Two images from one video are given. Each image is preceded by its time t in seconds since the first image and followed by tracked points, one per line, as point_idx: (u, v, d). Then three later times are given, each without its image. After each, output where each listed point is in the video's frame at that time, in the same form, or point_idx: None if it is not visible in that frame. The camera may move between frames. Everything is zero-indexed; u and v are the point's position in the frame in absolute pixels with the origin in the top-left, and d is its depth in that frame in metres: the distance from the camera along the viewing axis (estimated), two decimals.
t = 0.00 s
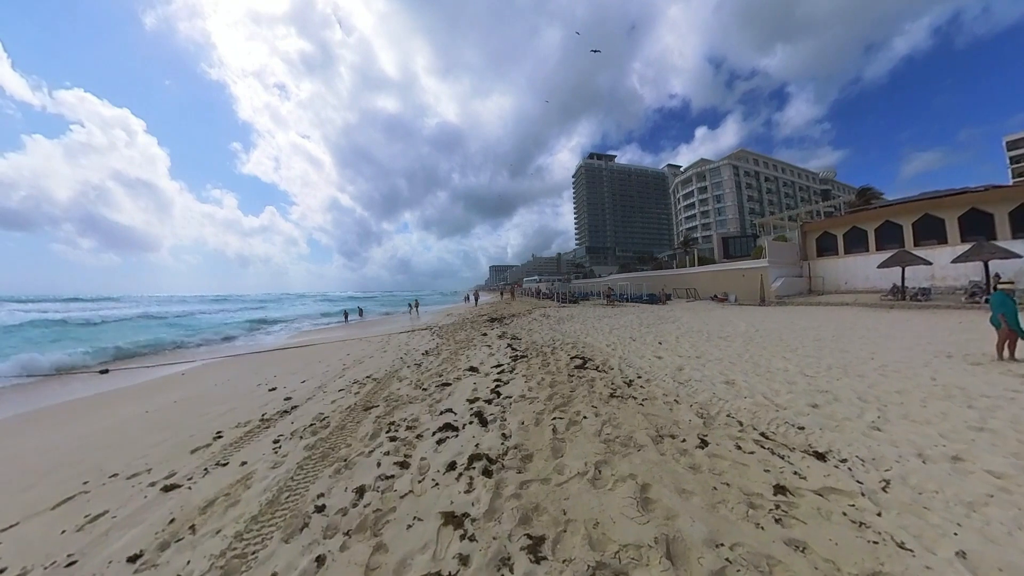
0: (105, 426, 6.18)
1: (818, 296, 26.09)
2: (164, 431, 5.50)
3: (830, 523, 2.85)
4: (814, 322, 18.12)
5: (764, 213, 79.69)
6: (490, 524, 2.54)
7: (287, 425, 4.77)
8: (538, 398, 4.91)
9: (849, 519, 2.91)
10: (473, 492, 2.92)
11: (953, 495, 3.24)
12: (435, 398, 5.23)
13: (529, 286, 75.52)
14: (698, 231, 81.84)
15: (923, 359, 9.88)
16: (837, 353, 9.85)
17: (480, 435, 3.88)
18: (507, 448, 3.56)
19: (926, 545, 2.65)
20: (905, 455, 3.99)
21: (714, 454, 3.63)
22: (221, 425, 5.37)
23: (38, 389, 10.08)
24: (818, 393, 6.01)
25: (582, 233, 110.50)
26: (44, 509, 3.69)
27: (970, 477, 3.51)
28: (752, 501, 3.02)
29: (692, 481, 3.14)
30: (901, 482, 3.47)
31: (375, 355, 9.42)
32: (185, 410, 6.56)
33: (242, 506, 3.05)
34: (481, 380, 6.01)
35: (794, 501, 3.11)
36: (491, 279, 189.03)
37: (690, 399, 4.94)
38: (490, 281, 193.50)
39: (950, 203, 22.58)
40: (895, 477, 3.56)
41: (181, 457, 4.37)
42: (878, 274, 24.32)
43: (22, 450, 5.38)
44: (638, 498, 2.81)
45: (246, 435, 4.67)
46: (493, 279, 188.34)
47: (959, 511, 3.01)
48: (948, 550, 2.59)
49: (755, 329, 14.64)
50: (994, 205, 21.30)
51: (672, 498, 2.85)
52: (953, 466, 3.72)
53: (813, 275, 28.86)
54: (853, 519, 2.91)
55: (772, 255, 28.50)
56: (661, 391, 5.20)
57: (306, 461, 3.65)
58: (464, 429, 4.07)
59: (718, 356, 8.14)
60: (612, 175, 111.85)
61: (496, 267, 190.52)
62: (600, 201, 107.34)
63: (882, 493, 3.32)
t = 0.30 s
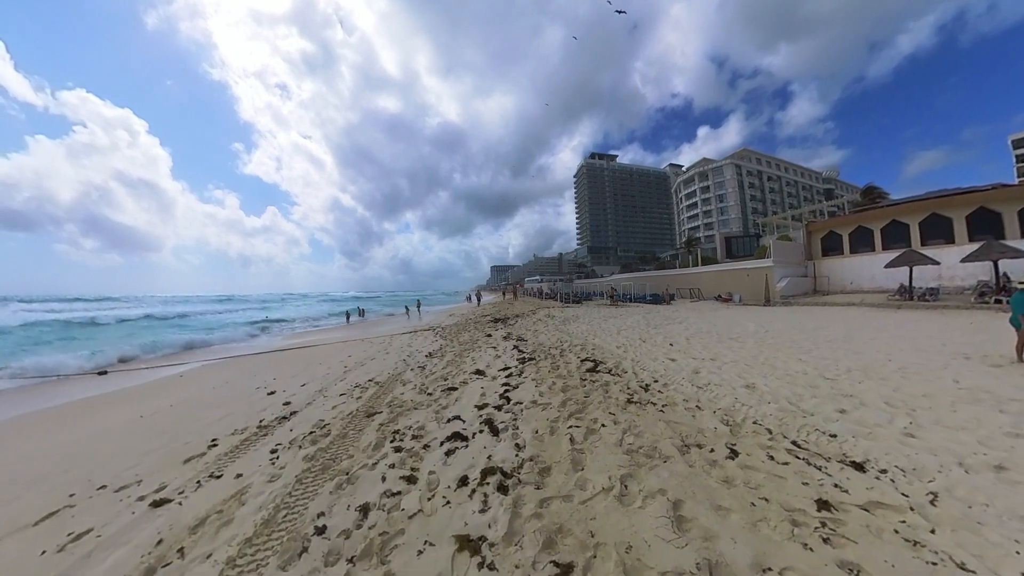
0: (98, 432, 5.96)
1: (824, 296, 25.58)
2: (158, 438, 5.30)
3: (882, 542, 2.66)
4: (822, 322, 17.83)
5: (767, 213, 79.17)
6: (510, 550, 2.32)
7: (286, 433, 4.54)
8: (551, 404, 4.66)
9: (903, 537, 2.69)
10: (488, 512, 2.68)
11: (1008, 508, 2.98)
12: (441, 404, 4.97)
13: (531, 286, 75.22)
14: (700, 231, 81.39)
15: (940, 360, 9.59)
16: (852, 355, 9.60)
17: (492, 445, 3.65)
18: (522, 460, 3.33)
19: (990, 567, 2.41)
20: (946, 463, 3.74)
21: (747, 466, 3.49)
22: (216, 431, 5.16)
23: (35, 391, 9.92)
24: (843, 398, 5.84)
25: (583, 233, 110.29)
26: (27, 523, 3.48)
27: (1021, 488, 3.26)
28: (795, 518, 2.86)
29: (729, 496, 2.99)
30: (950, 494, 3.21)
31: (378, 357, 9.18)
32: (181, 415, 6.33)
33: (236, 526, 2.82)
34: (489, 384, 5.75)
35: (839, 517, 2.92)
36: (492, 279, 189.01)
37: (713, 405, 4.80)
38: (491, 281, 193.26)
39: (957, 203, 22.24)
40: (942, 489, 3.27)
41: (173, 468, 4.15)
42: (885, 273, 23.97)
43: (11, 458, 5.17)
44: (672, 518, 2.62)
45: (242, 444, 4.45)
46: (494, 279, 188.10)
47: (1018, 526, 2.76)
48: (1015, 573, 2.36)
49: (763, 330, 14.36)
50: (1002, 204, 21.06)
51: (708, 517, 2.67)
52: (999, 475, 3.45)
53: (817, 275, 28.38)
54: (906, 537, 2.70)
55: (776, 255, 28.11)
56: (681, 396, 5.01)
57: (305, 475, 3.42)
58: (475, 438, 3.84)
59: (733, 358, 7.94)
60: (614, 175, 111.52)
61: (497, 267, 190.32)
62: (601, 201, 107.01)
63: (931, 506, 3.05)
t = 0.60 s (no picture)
0: (92, 436, 5.77)
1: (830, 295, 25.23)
2: (150, 444, 5.14)
3: (942, 552, 2.47)
4: (829, 321, 17.51)
5: (769, 212, 78.64)
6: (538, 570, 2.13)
7: (286, 439, 4.34)
8: (566, 407, 4.44)
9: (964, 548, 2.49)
10: (508, 528, 2.48)
11: None
12: (449, 407, 4.74)
13: (532, 286, 74.84)
14: (702, 230, 80.92)
15: (959, 359, 9.27)
16: (868, 355, 9.29)
17: (507, 450, 3.45)
18: (541, 469, 3.13)
19: None
20: (991, 465, 3.51)
21: (784, 471, 3.34)
22: (212, 436, 4.96)
23: (30, 392, 9.75)
24: (870, 398, 5.58)
25: (585, 233, 109.61)
26: (12, 536, 3.29)
27: None
28: (844, 528, 2.68)
29: (771, 506, 2.83)
30: (1004, 498, 2.99)
31: (381, 358, 8.95)
32: (178, 419, 6.13)
33: (233, 545, 2.61)
34: (499, 386, 5.52)
35: (891, 526, 2.74)
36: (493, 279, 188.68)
37: (738, 406, 4.61)
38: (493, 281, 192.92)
39: (964, 202, 21.81)
40: (992, 493, 3.05)
41: (164, 477, 3.99)
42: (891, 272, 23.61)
43: None
44: (712, 532, 2.46)
45: (239, 451, 4.26)
46: (495, 279, 187.78)
47: None
48: None
49: (773, 330, 14.02)
50: (1010, 203, 20.52)
51: (751, 528, 2.53)
52: None
53: (822, 274, 27.96)
54: (968, 548, 2.50)
55: (781, 254, 27.73)
56: (702, 397, 4.82)
57: (307, 486, 3.21)
58: (488, 443, 3.62)
59: (747, 358, 7.68)
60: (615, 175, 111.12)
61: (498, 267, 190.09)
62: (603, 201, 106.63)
63: (986, 512, 2.84)
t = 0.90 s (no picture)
0: (80, 440, 5.56)
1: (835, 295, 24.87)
2: (140, 448, 4.95)
3: (1009, 567, 2.25)
4: (835, 321, 17.16)
5: (771, 212, 78.07)
6: None
7: (281, 444, 4.13)
8: (580, 410, 4.21)
9: None
10: (524, 548, 2.25)
11: None
12: (454, 409, 4.50)
13: (532, 286, 74.44)
14: (704, 230, 80.39)
15: (976, 358, 8.95)
16: (883, 354, 8.99)
17: (520, 456, 3.24)
18: (557, 478, 2.93)
19: None
20: None
21: (821, 478, 3.20)
22: (206, 440, 4.76)
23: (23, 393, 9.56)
24: (895, 398, 5.32)
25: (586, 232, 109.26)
26: None
27: None
28: (895, 540, 2.51)
29: (814, 518, 2.69)
30: None
31: (381, 358, 8.71)
32: (170, 421, 5.92)
33: (220, 565, 2.39)
34: (506, 386, 5.27)
35: (947, 536, 2.55)
36: (495, 279, 188.17)
37: (761, 407, 4.43)
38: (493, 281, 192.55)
39: (970, 200, 21.44)
40: None
41: (151, 484, 3.81)
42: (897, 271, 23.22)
43: None
44: (754, 547, 2.30)
45: (232, 456, 4.07)
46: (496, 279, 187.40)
47: None
48: None
49: (781, 329, 13.69)
50: (1015, 201, 20.07)
51: (796, 542, 2.38)
52: None
53: (827, 273, 27.58)
54: None
55: (785, 253, 27.35)
56: (723, 398, 4.61)
57: (302, 499, 2.99)
58: (497, 448, 3.41)
59: (761, 357, 7.42)
60: (616, 175, 110.74)
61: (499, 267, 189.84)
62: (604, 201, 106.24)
63: None
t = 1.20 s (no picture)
0: (69, 446, 5.37)
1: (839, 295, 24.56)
2: (130, 455, 4.74)
3: None
4: (840, 321, 16.87)
5: (773, 211, 77.64)
6: None
7: (275, 452, 3.93)
8: (592, 417, 3.99)
9: None
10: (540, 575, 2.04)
11: None
12: (457, 415, 4.28)
13: (533, 286, 74.16)
14: (706, 229, 80.01)
15: (993, 360, 8.65)
16: (897, 356, 8.70)
17: (531, 468, 3.02)
18: (572, 493, 2.72)
19: None
20: None
21: (857, 491, 2.98)
22: (198, 448, 4.56)
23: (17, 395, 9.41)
24: (919, 402, 5.07)
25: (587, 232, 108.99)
26: None
27: None
28: (947, 560, 2.29)
29: (856, 535, 2.47)
30: None
31: (382, 359, 8.49)
32: (163, 425, 5.71)
33: None
34: (511, 390, 5.05)
35: (1002, 556, 2.33)
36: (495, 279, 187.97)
37: (784, 413, 4.21)
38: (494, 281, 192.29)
39: (976, 199, 21.12)
40: None
41: (139, 497, 3.61)
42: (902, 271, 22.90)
43: None
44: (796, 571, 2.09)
45: (224, 467, 3.87)
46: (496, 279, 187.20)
47: None
48: None
49: (788, 330, 13.39)
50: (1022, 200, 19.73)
51: (840, 565, 2.17)
52: None
53: (831, 272, 27.26)
54: None
55: (789, 253, 27.03)
56: (743, 403, 4.39)
57: (296, 516, 2.78)
58: (506, 459, 3.19)
59: (774, 359, 7.16)
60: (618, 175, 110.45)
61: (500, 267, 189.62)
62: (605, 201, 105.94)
63: None
